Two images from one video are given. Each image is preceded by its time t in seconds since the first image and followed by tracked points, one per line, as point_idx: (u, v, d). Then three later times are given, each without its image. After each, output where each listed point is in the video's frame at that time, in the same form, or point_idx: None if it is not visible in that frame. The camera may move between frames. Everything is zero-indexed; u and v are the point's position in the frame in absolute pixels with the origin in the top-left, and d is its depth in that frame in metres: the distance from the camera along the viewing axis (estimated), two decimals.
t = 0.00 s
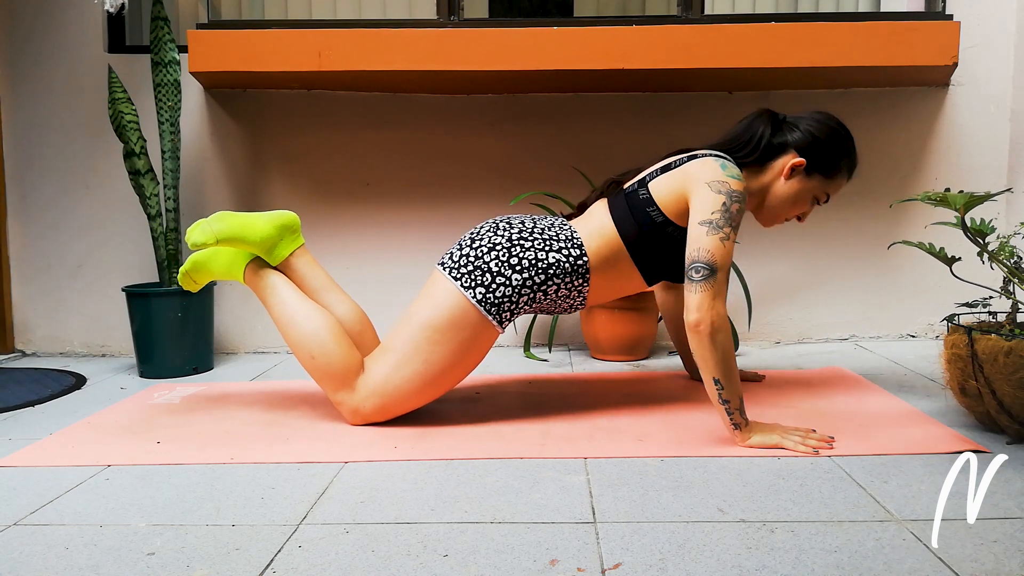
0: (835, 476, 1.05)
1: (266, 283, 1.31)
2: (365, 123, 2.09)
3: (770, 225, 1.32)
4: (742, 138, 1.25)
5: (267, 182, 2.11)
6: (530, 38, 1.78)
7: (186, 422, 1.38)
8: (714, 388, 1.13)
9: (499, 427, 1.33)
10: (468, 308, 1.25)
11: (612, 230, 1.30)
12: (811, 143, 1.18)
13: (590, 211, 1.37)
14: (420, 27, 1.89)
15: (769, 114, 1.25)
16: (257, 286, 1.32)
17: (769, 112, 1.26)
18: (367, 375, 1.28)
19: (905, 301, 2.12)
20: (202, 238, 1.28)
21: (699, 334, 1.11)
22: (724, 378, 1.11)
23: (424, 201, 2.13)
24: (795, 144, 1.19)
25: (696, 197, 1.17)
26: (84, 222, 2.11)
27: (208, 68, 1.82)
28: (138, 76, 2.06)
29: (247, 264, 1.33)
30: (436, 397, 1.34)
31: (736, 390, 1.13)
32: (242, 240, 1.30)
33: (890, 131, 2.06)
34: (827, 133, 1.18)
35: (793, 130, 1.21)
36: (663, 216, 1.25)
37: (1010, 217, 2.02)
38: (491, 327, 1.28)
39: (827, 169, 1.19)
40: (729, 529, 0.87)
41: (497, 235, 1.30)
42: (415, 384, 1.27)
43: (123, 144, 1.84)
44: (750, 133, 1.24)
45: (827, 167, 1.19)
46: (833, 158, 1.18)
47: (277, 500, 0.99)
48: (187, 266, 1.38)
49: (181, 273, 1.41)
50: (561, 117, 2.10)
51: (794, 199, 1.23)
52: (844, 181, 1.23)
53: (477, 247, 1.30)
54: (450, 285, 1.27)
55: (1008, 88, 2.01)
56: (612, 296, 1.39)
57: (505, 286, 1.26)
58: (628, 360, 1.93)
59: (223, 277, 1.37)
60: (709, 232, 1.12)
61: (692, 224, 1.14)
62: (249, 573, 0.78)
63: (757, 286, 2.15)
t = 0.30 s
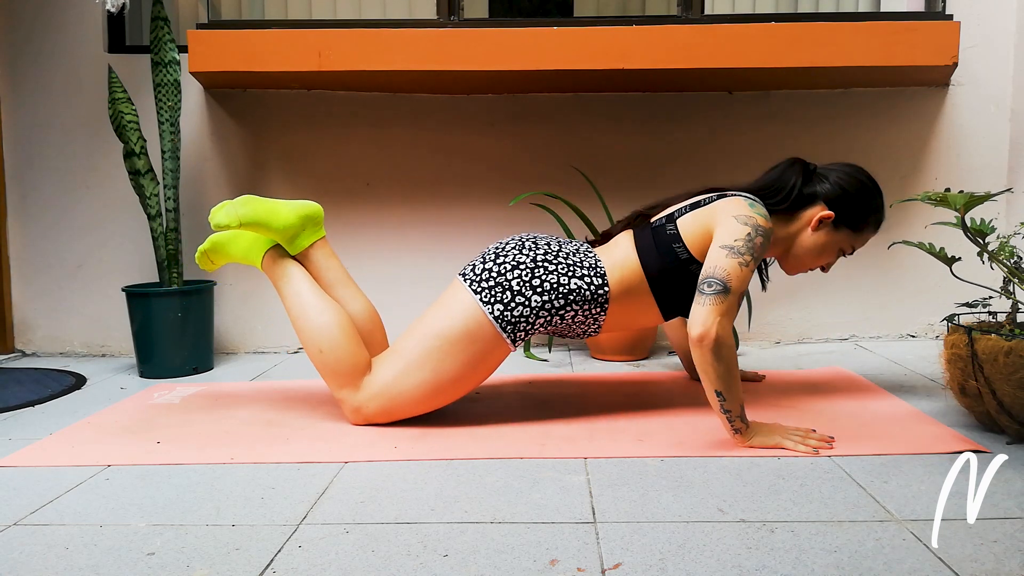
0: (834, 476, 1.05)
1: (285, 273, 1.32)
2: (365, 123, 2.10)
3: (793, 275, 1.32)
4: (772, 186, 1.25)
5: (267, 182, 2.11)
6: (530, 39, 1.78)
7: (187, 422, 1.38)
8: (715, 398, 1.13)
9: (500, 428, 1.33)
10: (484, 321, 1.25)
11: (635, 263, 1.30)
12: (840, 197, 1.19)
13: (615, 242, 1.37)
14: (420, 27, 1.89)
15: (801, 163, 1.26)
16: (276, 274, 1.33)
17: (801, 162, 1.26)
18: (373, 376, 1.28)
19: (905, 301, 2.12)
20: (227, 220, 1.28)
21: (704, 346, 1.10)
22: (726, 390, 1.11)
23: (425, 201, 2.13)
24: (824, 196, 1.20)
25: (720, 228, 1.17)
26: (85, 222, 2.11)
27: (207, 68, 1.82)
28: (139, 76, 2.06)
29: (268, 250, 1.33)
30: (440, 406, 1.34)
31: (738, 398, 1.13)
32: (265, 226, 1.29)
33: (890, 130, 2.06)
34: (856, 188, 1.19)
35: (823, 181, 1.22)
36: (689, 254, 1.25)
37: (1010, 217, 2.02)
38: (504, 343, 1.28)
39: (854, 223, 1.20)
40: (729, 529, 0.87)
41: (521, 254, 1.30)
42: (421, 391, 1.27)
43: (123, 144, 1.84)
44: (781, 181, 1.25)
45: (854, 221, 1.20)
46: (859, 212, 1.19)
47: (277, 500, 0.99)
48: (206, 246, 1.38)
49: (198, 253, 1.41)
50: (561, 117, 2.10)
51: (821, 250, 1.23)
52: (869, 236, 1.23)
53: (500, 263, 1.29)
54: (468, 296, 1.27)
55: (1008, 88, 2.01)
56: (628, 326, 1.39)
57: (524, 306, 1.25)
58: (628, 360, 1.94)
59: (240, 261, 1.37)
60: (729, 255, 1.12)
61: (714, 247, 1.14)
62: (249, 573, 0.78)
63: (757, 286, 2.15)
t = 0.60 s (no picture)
0: (834, 476, 1.05)
1: (289, 272, 1.32)
2: (365, 123, 2.10)
3: (795, 285, 1.32)
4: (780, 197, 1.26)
5: (267, 182, 2.11)
6: (530, 39, 1.78)
7: (187, 422, 1.38)
8: (714, 401, 1.13)
9: (500, 429, 1.33)
10: (487, 325, 1.25)
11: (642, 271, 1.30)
12: (847, 211, 1.20)
13: (621, 247, 1.37)
14: (420, 27, 1.89)
15: (810, 175, 1.26)
16: (279, 272, 1.33)
17: (810, 175, 1.27)
18: (375, 377, 1.28)
19: (905, 301, 2.12)
20: (233, 216, 1.28)
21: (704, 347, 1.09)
22: (726, 393, 1.11)
23: (425, 201, 2.13)
24: (832, 210, 1.21)
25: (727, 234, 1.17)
26: (85, 222, 2.11)
27: (207, 67, 1.82)
28: (139, 76, 2.06)
29: (272, 247, 1.34)
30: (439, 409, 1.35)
31: (738, 401, 1.13)
32: (270, 224, 1.29)
33: (890, 130, 2.06)
34: (864, 203, 1.20)
35: (832, 195, 1.22)
36: (695, 262, 1.26)
37: (1010, 217, 2.02)
38: (507, 348, 1.28)
39: (860, 239, 1.21)
40: (729, 529, 0.87)
41: (527, 260, 1.30)
42: (422, 394, 1.27)
43: (123, 144, 1.84)
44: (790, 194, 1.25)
45: (860, 236, 1.20)
46: (866, 227, 1.20)
47: (277, 500, 0.99)
48: (210, 240, 1.39)
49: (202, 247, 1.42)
50: (562, 117, 2.10)
51: (827, 262, 1.23)
52: (873, 253, 1.24)
53: (505, 268, 1.29)
54: (472, 300, 1.27)
55: (1007, 88, 2.01)
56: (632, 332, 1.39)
57: (528, 312, 1.26)
58: (628, 360, 1.94)
59: (245, 257, 1.38)
60: (734, 259, 1.12)
61: (719, 251, 1.14)
62: (249, 573, 0.78)
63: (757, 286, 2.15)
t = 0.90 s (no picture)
0: (834, 476, 1.05)
1: (277, 278, 1.31)
2: (365, 122, 2.09)
3: (780, 237, 1.32)
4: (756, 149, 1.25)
5: (267, 182, 2.11)
6: (530, 39, 1.78)
7: (187, 422, 1.38)
8: (719, 391, 1.12)
9: (500, 428, 1.33)
10: (477, 317, 1.25)
11: (626, 243, 1.29)
12: (825, 156, 1.18)
13: (603, 222, 1.37)
14: (420, 27, 1.89)
15: (785, 125, 1.25)
16: (268, 280, 1.33)
17: (785, 124, 1.26)
18: (370, 377, 1.28)
19: (905, 301, 2.12)
20: (216, 228, 1.30)
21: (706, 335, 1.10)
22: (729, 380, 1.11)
23: (424, 201, 2.13)
24: (809, 156, 1.19)
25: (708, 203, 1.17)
26: (84, 222, 2.11)
27: (207, 67, 1.82)
28: (139, 76, 2.06)
29: (258, 255, 1.33)
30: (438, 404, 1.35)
31: (741, 393, 1.13)
32: (255, 233, 1.29)
33: (890, 130, 2.06)
34: (842, 147, 1.18)
35: (808, 142, 1.21)
36: (677, 227, 1.25)
37: (1010, 217, 2.02)
38: (500, 337, 1.28)
39: (840, 183, 1.19)
40: (729, 529, 0.87)
41: (511, 248, 1.29)
42: (418, 389, 1.27)
43: (123, 144, 1.84)
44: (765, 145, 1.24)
45: (841, 180, 1.19)
46: (846, 171, 1.18)
47: (277, 500, 0.99)
48: (196, 253, 1.36)
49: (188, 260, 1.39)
50: (561, 117, 2.10)
51: (808, 211, 1.22)
52: (857, 196, 1.22)
53: (491, 259, 1.29)
54: (460, 293, 1.27)
55: (1008, 88, 2.01)
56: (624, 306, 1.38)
57: (517, 299, 1.25)
58: (627, 360, 1.93)
59: (231, 267, 1.36)
60: (722, 235, 1.11)
61: (704, 228, 1.14)
62: (249, 573, 0.78)
63: (757, 286, 2.15)
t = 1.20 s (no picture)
0: (835, 476, 1.05)
1: (261, 289, 1.31)
2: (365, 122, 2.09)
3: (750, 185, 1.32)
4: (720, 99, 1.24)
5: (267, 182, 2.11)
6: (530, 39, 1.78)
7: (187, 422, 1.38)
8: (715, 371, 1.14)
9: (499, 427, 1.33)
10: (463, 305, 1.25)
11: (601, 214, 1.29)
12: (791, 102, 1.17)
13: (578, 198, 1.37)
14: (420, 27, 1.89)
15: (750, 73, 1.23)
16: (253, 292, 1.32)
17: (749, 72, 1.25)
18: (365, 375, 1.28)
19: (905, 301, 2.12)
20: (196, 244, 1.29)
21: (702, 319, 1.14)
22: (725, 358, 1.13)
23: (424, 201, 2.13)
24: (775, 103, 1.18)
25: (680, 176, 1.17)
26: (84, 221, 2.11)
27: (207, 68, 1.82)
28: (138, 75, 2.06)
29: (241, 269, 1.34)
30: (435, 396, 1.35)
31: (738, 375, 1.13)
32: (235, 247, 1.30)
33: (890, 130, 2.06)
34: (808, 92, 1.17)
35: (773, 88, 1.20)
36: (648, 192, 1.25)
37: (1010, 217, 2.02)
38: (488, 321, 1.28)
39: (807, 129, 1.19)
40: (729, 529, 0.87)
41: (488, 232, 1.30)
42: (413, 382, 1.27)
43: (123, 144, 1.84)
44: (729, 94, 1.23)
45: (807, 125, 1.18)
46: (813, 117, 1.17)
47: (277, 500, 0.99)
48: (182, 273, 1.38)
49: (174, 280, 1.41)
50: (561, 116, 2.10)
51: (776, 158, 1.22)
52: (824, 140, 1.22)
53: (468, 246, 1.29)
54: (443, 283, 1.27)
55: (1008, 88, 2.01)
56: (609, 280, 1.39)
57: (500, 281, 1.25)
58: (627, 359, 1.93)
59: (217, 283, 1.37)
60: (700, 218, 1.14)
61: (682, 210, 1.15)
62: (249, 572, 0.78)
63: (757, 287, 2.15)
